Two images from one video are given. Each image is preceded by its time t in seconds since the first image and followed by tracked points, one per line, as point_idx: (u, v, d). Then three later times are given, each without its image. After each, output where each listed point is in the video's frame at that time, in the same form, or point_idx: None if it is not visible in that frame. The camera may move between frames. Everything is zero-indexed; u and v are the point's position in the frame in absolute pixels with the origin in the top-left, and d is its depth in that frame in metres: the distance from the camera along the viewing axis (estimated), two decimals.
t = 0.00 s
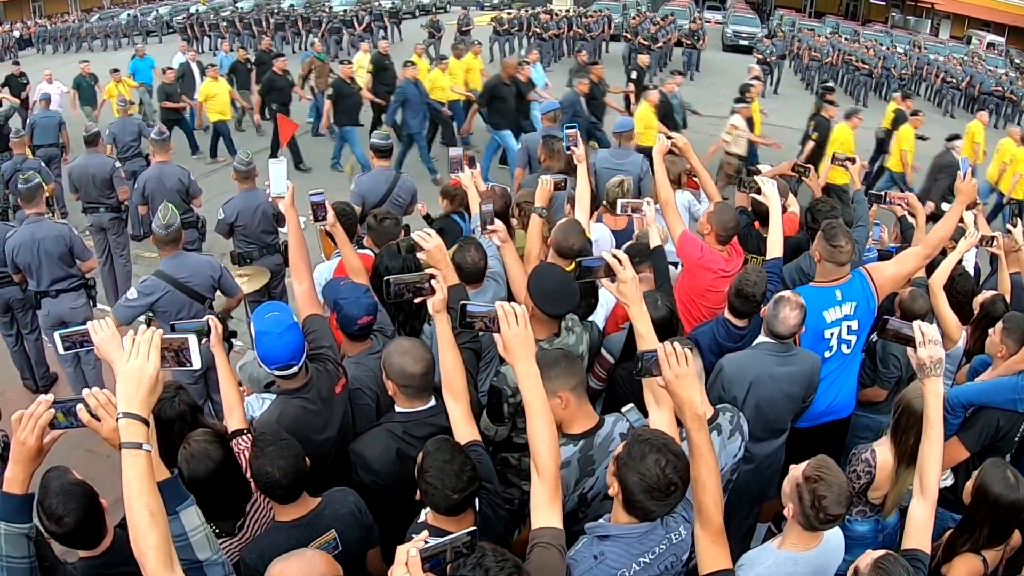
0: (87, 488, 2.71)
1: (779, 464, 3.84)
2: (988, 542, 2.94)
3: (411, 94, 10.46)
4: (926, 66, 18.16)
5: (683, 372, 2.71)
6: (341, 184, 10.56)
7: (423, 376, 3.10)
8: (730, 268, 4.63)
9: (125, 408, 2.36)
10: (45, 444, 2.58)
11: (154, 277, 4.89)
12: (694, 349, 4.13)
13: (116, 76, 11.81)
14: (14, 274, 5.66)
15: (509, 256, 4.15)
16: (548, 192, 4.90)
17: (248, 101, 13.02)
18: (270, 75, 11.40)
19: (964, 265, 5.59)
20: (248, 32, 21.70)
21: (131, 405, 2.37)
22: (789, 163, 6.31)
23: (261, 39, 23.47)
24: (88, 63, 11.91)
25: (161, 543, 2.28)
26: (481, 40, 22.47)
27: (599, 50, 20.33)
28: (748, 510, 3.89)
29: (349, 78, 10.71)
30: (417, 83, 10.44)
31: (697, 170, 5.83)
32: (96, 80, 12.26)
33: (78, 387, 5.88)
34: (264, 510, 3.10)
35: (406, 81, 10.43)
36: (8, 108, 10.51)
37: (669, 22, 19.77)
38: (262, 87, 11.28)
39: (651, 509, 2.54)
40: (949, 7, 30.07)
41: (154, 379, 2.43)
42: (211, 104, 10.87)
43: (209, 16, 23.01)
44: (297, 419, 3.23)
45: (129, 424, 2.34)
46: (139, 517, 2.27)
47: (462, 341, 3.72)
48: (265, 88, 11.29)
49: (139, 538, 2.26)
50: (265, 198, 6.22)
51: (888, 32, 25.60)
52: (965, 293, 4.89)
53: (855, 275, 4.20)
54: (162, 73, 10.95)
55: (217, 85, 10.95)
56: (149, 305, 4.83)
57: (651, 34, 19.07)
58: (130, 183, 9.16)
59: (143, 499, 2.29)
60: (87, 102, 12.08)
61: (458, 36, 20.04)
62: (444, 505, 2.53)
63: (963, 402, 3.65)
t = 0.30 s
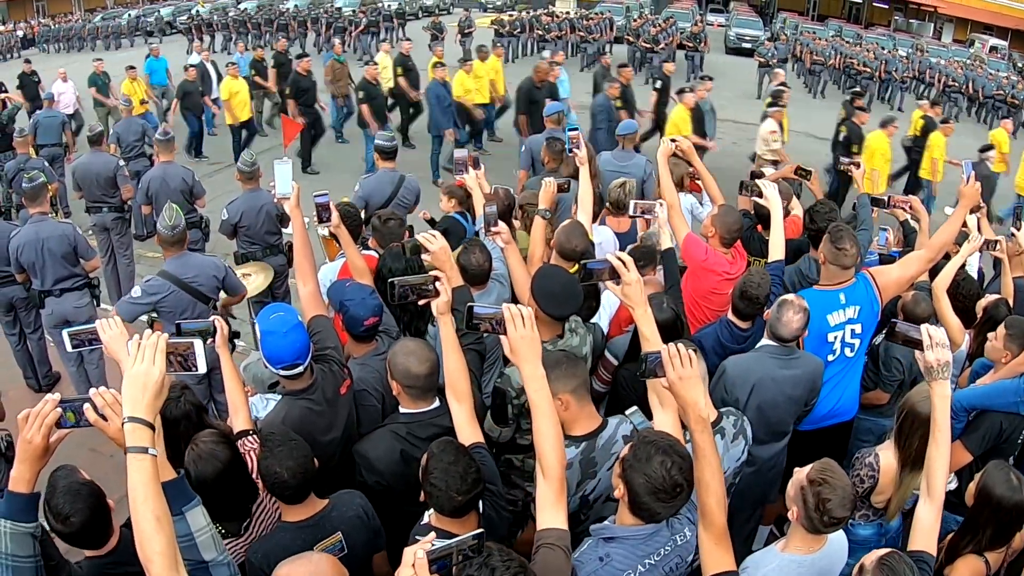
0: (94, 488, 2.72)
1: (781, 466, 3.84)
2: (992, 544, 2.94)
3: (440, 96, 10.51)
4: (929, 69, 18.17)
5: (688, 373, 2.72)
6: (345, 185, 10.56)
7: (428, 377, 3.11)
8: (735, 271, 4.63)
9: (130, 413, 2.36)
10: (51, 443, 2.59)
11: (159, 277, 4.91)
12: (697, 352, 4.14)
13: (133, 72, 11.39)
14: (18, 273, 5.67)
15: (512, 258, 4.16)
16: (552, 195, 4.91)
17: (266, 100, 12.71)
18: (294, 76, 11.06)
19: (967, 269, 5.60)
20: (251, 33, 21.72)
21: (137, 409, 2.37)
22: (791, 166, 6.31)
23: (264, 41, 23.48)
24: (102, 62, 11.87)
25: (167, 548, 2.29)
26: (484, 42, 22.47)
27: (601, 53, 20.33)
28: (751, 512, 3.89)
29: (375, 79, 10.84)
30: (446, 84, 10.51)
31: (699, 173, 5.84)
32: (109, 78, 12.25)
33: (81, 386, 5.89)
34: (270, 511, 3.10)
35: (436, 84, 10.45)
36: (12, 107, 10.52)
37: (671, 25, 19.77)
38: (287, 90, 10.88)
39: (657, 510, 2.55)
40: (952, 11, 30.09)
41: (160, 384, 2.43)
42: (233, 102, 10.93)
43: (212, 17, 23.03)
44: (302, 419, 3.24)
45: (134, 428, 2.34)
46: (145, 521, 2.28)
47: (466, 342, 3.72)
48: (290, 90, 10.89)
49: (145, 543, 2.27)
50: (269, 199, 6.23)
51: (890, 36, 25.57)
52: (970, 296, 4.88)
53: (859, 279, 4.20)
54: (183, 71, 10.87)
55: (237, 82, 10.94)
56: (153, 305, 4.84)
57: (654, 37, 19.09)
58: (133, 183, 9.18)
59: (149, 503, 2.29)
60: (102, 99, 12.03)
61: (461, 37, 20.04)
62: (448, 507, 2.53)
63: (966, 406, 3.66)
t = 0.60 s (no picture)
0: (95, 488, 2.74)
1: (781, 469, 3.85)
2: (990, 547, 2.95)
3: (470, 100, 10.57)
4: (931, 73, 18.15)
5: (692, 376, 2.73)
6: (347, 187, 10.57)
7: (430, 379, 3.13)
8: (735, 274, 4.65)
9: (134, 425, 2.36)
10: (55, 442, 2.60)
11: (161, 278, 4.91)
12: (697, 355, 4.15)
13: (150, 72, 11.26)
14: (21, 272, 5.68)
15: (513, 261, 4.17)
16: (554, 198, 4.93)
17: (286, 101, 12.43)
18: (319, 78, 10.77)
19: (968, 273, 5.60)
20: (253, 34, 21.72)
21: (140, 421, 2.38)
22: (792, 170, 6.33)
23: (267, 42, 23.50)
24: (117, 61, 11.85)
25: (168, 557, 2.30)
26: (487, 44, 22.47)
27: (604, 55, 20.29)
28: (751, 514, 3.89)
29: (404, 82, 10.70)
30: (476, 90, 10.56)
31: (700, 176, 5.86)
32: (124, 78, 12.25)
33: (82, 386, 5.91)
34: (272, 511, 3.12)
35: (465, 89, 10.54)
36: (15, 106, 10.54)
37: (674, 28, 19.78)
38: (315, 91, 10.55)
39: (657, 511, 2.57)
40: (955, 15, 30.02)
41: (164, 397, 2.44)
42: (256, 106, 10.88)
43: (215, 18, 23.04)
44: (304, 420, 3.25)
45: (137, 440, 2.35)
46: (147, 532, 2.29)
47: (468, 344, 3.74)
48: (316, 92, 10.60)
49: (146, 553, 2.28)
50: (272, 200, 6.25)
51: (892, 39, 25.55)
52: (971, 301, 4.90)
53: (860, 283, 4.21)
54: (200, 73, 10.74)
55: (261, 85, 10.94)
56: (156, 305, 4.86)
57: (657, 40, 19.10)
58: (135, 183, 9.19)
59: (151, 515, 2.31)
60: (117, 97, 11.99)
61: (464, 39, 20.04)
62: (449, 509, 2.55)
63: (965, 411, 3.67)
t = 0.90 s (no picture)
0: (95, 490, 2.75)
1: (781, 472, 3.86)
2: (989, 552, 2.96)
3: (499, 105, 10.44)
4: (933, 77, 18.14)
5: (696, 380, 2.75)
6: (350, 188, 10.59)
7: (433, 382, 3.14)
8: (737, 278, 4.68)
9: (139, 428, 2.39)
10: (60, 442, 2.61)
11: (164, 278, 4.92)
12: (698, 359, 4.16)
13: (166, 74, 11.17)
14: (23, 272, 5.70)
15: (515, 264, 4.18)
16: (557, 201, 4.95)
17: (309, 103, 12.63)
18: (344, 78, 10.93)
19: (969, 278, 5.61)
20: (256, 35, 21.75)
21: (145, 425, 2.40)
22: (794, 175, 6.33)
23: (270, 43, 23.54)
24: (133, 60, 11.80)
25: (169, 560, 2.30)
26: (489, 47, 22.50)
27: (606, 57, 20.27)
28: (752, 517, 3.89)
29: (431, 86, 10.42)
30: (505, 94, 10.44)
31: (703, 180, 5.86)
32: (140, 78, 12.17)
33: (84, 386, 5.93)
34: (275, 513, 3.15)
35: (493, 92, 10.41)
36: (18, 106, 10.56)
37: (676, 31, 19.80)
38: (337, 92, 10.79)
39: (657, 514, 2.58)
40: (957, 19, 30.14)
41: (169, 402, 2.47)
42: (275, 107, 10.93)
43: (218, 18, 23.08)
44: (307, 422, 3.27)
45: (142, 444, 2.37)
46: (148, 535, 2.30)
47: (470, 346, 3.74)
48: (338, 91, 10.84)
49: (147, 556, 2.29)
50: (275, 202, 6.27)
51: (894, 43, 25.55)
52: (971, 306, 4.92)
53: (862, 288, 4.22)
54: (219, 72, 10.75)
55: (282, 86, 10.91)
56: (159, 306, 4.87)
57: (660, 43, 19.12)
58: (137, 184, 9.21)
59: (153, 518, 2.32)
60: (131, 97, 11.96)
61: (467, 42, 20.04)
62: (451, 512, 2.56)
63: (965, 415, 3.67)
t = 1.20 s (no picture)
0: (94, 495, 2.70)
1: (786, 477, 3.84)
2: (996, 560, 2.95)
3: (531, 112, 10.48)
4: (937, 81, 18.13)
5: (699, 381, 2.73)
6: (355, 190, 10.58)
7: (438, 386, 3.13)
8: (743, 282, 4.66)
9: (150, 425, 2.39)
10: (63, 442, 2.60)
11: (168, 278, 4.93)
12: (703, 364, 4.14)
13: (185, 75, 11.11)
14: (27, 271, 5.69)
15: (520, 267, 4.16)
16: (562, 204, 4.93)
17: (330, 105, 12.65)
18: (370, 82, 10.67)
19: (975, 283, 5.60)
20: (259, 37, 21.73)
21: (156, 422, 2.40)
22: (799, 178, 6.32)
23: (274, 44, 23.53)
24: (147, 63, 11.72)
25: (176, 557, 2.29)
26: (493, 49, 22.48)
27: (610, 60, 20.24)
28: (757, 522, 3.86)
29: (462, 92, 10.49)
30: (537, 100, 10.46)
31: (709, 183, 5.85)
32: (155, 80, 12.25)
33: (87, 387, 5.92)
34: (278, 515, 3.13)
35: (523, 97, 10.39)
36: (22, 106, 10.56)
37: (680, 34, 19.77)
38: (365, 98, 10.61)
39: (663, 518, 2.57)
40: (961, 23, 30.15)
41: (180, 400, 2.47)
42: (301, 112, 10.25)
43: (221, 19, 23.07)
44: (312, 424, 3.25)
45: (152, 441, 2.37)
46: (157, 532, 2.29)
47: (476, 348, 3.72)
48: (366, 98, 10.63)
49: (155, 553, 2.27)
50: (279, 203, 6.27)
51: (898, 47, 25.52)
52: (976, 310, 4.90)
53: (867, 293, 4.20)
54: (246, 73, 10.76)
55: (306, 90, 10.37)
56: (164, 306, 4.87)
57: (663, 46, 19.09)
58: (141, 184, 9.21)
59: (161, 515, 2.31)
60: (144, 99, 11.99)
61: (471, 44, 20.02)
62: (457, 515, 2.54)
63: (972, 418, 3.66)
